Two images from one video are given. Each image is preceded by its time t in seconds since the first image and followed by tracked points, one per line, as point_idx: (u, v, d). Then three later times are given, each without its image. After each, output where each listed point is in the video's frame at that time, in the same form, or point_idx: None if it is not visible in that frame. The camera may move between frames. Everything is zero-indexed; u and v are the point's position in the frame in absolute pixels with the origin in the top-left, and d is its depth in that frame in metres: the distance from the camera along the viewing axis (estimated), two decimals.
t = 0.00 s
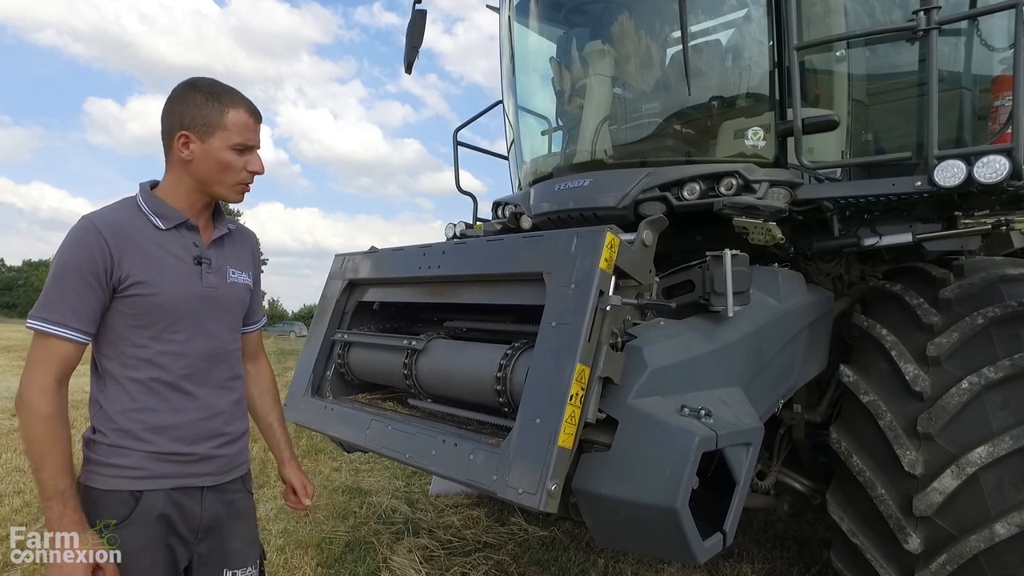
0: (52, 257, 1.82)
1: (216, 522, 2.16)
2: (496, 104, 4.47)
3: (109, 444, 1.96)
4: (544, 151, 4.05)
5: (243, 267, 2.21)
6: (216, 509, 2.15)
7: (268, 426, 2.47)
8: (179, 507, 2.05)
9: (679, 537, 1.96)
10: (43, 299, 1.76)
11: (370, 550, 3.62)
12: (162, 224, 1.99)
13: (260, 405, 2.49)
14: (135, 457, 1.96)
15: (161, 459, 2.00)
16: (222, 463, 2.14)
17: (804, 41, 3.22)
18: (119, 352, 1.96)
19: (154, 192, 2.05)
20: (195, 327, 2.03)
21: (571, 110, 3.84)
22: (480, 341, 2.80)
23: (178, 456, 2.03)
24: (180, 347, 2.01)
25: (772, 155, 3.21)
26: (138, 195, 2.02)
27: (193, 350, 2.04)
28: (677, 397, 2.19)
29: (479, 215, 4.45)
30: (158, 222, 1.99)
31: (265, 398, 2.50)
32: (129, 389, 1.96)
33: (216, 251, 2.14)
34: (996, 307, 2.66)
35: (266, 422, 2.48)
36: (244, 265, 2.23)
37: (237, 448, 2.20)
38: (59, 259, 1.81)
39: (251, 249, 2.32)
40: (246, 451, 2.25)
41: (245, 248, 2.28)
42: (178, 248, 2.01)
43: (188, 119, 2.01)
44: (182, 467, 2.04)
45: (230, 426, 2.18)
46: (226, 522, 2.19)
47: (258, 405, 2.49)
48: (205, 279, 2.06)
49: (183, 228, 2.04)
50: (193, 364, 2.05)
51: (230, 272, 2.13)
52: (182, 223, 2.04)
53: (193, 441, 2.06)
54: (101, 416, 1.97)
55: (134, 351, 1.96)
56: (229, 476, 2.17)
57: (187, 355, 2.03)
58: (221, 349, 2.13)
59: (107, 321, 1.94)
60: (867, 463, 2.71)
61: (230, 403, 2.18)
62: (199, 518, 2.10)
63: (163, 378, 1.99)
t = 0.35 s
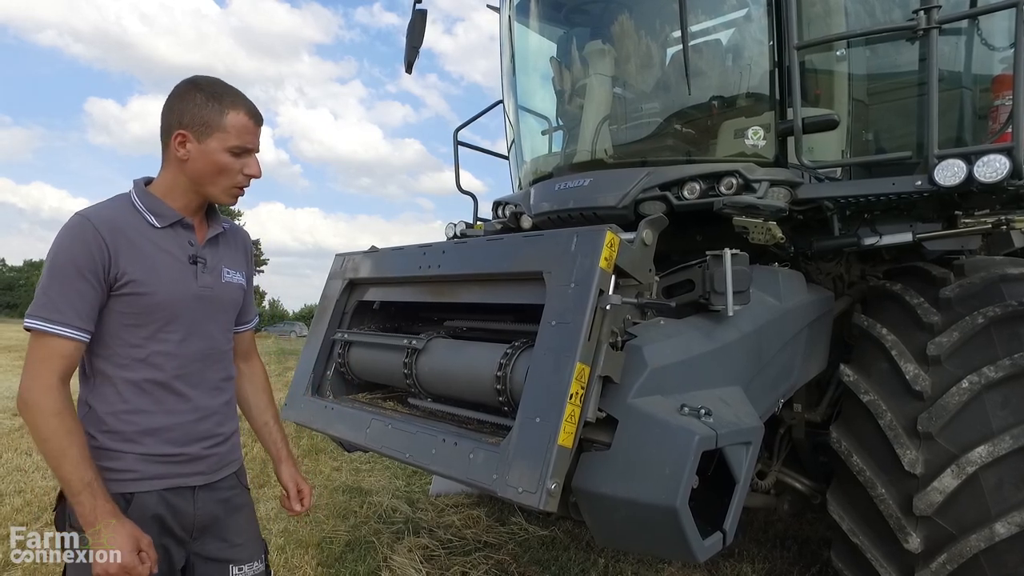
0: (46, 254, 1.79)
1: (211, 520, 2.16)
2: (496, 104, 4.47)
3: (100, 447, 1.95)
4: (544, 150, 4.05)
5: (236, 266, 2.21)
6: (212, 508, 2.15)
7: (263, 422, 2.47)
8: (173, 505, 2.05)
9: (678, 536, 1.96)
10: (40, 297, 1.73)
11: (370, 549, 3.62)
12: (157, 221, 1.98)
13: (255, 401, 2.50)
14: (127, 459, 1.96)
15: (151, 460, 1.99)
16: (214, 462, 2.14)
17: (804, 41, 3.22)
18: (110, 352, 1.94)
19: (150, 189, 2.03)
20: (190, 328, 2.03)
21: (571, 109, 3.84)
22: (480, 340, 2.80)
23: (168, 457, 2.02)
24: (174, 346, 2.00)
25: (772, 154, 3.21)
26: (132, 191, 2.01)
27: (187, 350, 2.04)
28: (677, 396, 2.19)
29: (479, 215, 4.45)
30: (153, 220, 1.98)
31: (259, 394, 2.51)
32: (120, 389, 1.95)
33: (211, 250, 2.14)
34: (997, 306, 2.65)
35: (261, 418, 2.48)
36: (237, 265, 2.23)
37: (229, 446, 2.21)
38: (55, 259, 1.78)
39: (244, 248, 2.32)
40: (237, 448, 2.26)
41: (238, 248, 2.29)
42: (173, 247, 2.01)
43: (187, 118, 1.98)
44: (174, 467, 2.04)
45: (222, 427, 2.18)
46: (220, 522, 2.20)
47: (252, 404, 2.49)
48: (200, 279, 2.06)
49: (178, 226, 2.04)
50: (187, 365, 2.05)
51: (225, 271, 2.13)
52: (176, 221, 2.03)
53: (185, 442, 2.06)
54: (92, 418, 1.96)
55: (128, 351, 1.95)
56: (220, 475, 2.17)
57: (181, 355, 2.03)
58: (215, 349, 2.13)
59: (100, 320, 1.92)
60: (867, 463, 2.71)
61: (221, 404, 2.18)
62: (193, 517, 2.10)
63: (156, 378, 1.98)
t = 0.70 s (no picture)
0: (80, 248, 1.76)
1: (241, 520, 2.12)
2: (496, 104, 4.47)
3: (125, 450, 1.93)
4: (544, 150, 4.05)
5: (266, 268, 2.19)
6: (240, 507, 2.11)
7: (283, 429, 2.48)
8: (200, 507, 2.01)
9: (677, 536, 1.96)
10: (70, 292, 1.71)
11: (370, 548, 3.62)
12: (192, 220, 1.96)
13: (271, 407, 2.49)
14: (151, 463, 1.94)
15: (175, 464, 1.96)
16: (237, 463, 2.11)
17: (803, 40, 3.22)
18: (137, 351, 1.91)
19: (184, 187, 2.02)
20: (219, 329, 2.01)
21: (571, 109, 3.84)
22: (479, 340, 2.80)
23: (193, 460, 1.99)
24: (202, 347, 1.98)
25: (772, 153, 3.21)
26: (168, 188, 1.98)
27: (215, 352, 2.01)
28: (676, 395, 2.19)
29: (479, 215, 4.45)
30: (186, 218, 1.96)
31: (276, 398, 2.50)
32: (148, 388, 1.93)
33: (242, 251, 2.11)
34: (996, 306, 2.65)
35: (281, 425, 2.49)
36: (268, 268, 2.21)
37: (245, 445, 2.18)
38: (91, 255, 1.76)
39: (273, 251, 2.30)
40: (260, 448, 2.23)
41: (268, 249, 2.26)
42: (207, 246, 1.98)
43: (222, 120, 1.96)
44: (198, 470, 2.01)
45: (246, 430, 2.15)
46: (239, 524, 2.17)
47: (269, 402, 2.49)
48: (232, 280, 2.03)
49: (211, 226, 2.01)
50: (216, 365, 2.02)
51: (256, 273, 2.11)
52: (209, 220, 2.01)
53: (209, 444, 2.03)
54: (119, 419, 1.94)
55: (156, 350, 1.92)
56: (243, 476, 2.13)
57: (209, 355, 2.00)
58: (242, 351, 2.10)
59: (129, 317, 1.89)
60: (867, 463, 2.71)
61: (246, 406, 2.14)
62: (221, 518, 2.06)
63: (184, 378, 1.96)
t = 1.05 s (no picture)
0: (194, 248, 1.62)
1: (330, 534, 1.92)
2: (493, 103, 4.47)
3: (227, 457, 1.74)
4: (542, 149, 4.05)
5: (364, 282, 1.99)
6: (329, 521, 1.91)
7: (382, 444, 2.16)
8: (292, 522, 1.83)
9: (670, 532, 1.96)
10: (185, 290, 1.56)
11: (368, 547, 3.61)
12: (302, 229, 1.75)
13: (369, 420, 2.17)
14: (252, 471, 1.75)
15: (276, 473, 1.78)
16: (330, 475, 1.90)
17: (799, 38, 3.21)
18: (244, 356, 1.72)
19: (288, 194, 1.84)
20: (325, 338, 1.81)
21: (569, 108, 3.84)
22: (475, 337, 2.80)
23: (293, 470, 1.80)
24: (309, 358, 1.78)
25: (768, 152, 3.22)
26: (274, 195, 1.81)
27: (320, 361, 1.81)
28: (670, 392, 2.18)
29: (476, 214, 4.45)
30: (293, 227, 1.79)
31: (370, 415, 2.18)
32: (253, 395, 1.73)
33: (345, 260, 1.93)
34: (992, 304, 2.66)
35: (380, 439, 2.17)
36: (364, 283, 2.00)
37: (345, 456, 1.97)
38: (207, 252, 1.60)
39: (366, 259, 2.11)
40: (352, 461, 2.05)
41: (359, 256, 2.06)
42: (313, 252, 1.79)
43: (335, 131, 1.80)
44: (295, 481, 1.81)
45: (339, 440, 1.94)
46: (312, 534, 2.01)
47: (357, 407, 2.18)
48: (336, 289, 1.83)
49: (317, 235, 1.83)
50: (319, 379, 1.82)
51: (358, 283, 1.91)
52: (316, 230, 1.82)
53: (308, 454, 1.83)
54: (218, 423, 1.75)
55: (262, 357, 1.73)
56: (337, 490, 1.94)
57: (311, 368, 1.80)
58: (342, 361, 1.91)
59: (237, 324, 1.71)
60: (863, 460, 2.71)
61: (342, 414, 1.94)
62: (312, 531, 1.86)
63: (287, 387, 1.77)
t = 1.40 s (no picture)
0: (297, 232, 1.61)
1: (415, 521, 1.86)
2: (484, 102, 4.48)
3: (326, 436, 1.70)
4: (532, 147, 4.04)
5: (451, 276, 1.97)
6: (417, 510, 1.85)
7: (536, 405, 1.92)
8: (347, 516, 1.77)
9: (649, 527, 1.98)
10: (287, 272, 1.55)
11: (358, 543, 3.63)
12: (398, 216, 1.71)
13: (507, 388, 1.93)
14: (356, 449, 1.70)
15: (380, 453, 1.73)
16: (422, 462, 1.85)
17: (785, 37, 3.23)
18: (343, 340, 1.68)
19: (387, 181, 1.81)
20: (423, 323, 1.75)
21: (558, 107, 3.85)
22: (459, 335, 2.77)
23: (394, 451, 1.75)
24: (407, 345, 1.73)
25: (754, 150, 3.24)
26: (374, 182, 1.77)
27: (416, 347, 1.75)
28: (650, 388, 2.18)
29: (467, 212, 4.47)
30: (393, 215, 1.74)
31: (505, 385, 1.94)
32: (354, 379, 1.69)
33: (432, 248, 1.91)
34: (975, 301, 2.68)
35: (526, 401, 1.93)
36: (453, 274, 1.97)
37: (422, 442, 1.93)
38: (308, 238, 1.59)
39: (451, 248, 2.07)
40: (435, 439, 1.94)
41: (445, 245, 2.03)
42: (410, 238, 1.74)
43: (446, 125, 1.79)
44: (395, 464, 1.76)
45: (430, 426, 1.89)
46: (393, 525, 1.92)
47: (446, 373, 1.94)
48: (432, 275, 1.78)
49: (414, 222, 1.80)
50: (418, 364, 1.76)
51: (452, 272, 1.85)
52: (415, 216, 1.80)
53: (404, 438, 1.77)
54: (318, 406, 1.71)
55: (362, 341, 1.69)
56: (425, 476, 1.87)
57: (411, 354, 1.74)
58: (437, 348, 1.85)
59: (338, 309, 1.69)
60: (848, 457, 2.73)
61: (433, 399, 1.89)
62: (403, 517, 1.80)
63: (388, 372, 1.72)
